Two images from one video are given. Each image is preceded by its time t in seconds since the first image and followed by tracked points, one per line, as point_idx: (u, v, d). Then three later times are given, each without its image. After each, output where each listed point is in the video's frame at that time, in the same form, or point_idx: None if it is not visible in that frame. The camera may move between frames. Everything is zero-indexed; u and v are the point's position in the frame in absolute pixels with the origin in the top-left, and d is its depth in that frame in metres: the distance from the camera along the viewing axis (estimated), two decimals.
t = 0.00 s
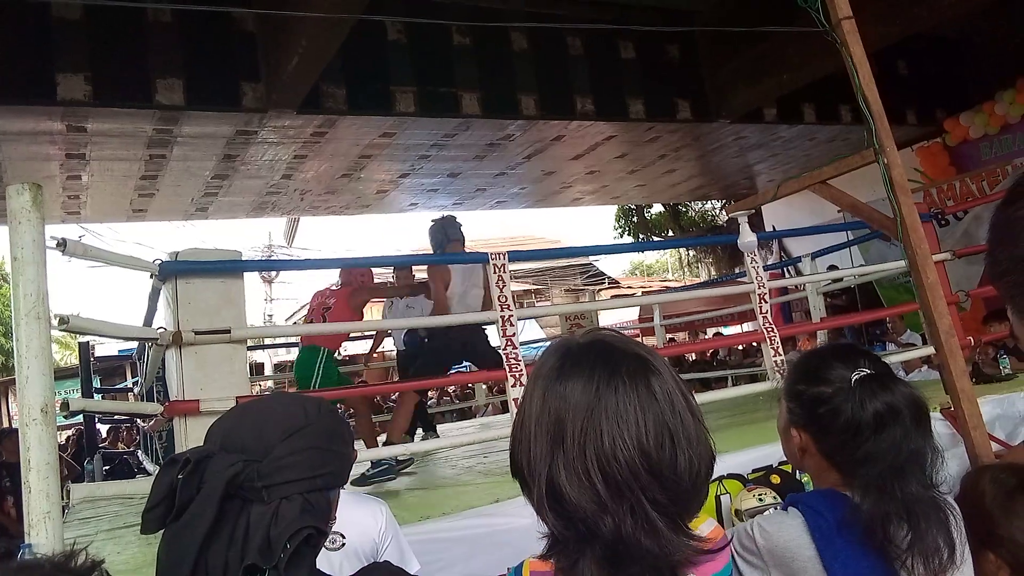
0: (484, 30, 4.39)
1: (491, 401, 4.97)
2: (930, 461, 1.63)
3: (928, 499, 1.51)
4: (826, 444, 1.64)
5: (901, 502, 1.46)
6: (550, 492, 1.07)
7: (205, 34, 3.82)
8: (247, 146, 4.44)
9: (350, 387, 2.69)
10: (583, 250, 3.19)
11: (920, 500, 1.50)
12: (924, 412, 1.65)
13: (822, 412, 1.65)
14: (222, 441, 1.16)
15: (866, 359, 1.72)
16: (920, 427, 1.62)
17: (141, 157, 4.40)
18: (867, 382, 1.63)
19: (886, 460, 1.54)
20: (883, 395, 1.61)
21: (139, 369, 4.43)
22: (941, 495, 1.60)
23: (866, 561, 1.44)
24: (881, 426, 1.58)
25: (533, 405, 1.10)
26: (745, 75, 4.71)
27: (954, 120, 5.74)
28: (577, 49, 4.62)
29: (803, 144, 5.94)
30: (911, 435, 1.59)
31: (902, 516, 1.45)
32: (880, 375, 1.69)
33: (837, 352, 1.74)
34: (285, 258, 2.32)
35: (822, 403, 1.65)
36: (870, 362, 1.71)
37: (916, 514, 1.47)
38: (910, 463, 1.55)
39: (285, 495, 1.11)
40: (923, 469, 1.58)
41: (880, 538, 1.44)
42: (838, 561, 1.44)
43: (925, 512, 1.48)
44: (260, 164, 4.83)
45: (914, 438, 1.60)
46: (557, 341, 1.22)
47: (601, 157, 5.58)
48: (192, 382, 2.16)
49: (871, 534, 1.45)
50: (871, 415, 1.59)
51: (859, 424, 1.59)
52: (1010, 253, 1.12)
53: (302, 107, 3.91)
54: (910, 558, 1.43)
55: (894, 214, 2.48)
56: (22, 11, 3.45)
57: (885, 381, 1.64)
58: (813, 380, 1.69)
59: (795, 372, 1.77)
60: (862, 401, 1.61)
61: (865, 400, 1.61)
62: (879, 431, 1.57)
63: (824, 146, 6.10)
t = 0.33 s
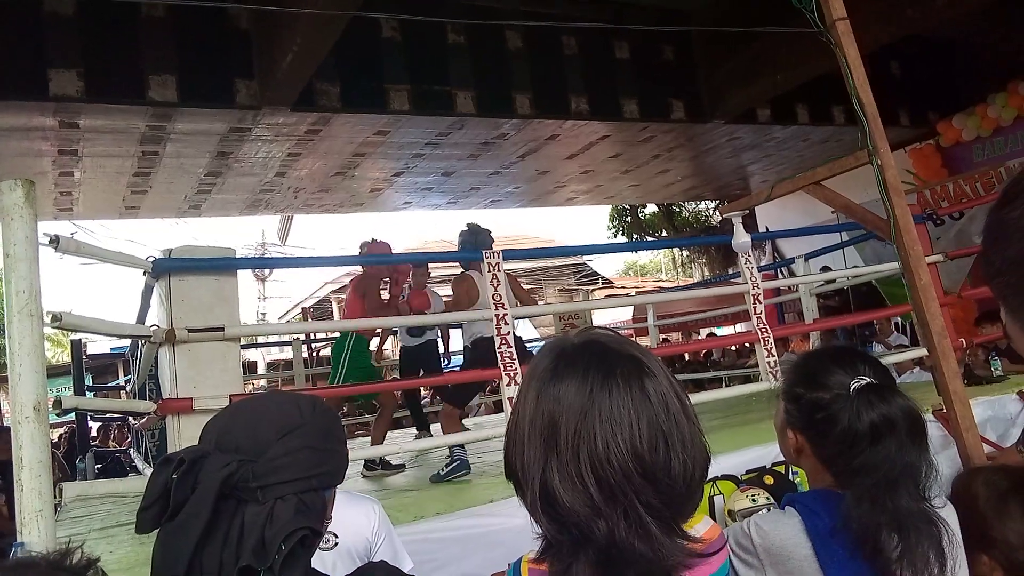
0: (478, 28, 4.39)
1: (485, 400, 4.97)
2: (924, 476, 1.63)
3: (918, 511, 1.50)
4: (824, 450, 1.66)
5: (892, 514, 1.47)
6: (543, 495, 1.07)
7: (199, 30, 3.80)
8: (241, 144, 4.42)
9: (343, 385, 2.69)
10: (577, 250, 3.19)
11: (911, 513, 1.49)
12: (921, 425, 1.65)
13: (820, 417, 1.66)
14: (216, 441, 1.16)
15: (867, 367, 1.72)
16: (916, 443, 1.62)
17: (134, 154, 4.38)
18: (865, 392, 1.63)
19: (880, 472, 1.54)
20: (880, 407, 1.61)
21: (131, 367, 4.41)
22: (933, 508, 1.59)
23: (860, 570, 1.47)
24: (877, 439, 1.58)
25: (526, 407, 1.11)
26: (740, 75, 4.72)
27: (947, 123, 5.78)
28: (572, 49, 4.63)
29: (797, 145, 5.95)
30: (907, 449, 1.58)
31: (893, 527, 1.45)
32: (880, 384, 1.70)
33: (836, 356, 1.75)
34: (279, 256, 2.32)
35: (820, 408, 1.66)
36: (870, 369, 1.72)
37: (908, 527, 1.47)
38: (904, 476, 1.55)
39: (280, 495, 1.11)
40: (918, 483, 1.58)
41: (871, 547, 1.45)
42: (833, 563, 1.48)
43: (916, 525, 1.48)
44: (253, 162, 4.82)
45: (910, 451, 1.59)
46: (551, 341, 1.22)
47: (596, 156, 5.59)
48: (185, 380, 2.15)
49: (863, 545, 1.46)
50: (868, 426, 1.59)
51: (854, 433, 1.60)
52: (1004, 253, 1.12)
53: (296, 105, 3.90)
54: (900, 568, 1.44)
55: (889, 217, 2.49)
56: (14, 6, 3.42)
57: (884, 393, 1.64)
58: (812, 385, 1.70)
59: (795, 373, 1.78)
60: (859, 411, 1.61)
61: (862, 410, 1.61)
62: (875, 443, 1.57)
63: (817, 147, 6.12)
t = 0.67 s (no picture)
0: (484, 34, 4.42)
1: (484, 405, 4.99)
2: (925, 483, 1.65)
3: (920, 517, 1.52)
4: (825, 456, 1.68)
5: (894, 520, 1.48)
6: (547, 497, 1.09)
7: (207, 32, 3.83)
8: (246, 145, 4.45)
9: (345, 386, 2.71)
10: (579, 255, 3.22)
11: (912, 519, 1.51)
12: (922, 432, 1.68)
13: (823, 423, 1.68)
14: (222, 439, 1.18)
15: (870, 374, 1.74)
16: (917, 450, 1.64)
17: (140, 153, 4.40)
18: (868, 398, 1.65)
19: (881, 478, 1.55)
20: (882, 413, 1.63)
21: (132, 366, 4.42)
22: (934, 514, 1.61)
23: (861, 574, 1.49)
24: (878, 444, 1.60)
25: (531, 410, 1.13)
26: (743, 85, 4.75)
27: (948, 135, 5.80)
28: (576, 56, 4.66)
29: (799, 155, 5.98)
30: (908, 455, 1.61)
31: (895, 532, 1.47)
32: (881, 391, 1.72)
33: (839, 363, 1.76)
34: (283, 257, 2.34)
35: (822, 414, 1.68)
36: (873, 376, 1.74)
37: (910, 532, 1.48)
38: (905, 482, 1.56)
39: (286, 495, 1.14)
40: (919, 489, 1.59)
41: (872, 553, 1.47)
42: (834, 568, 1.50)
43: (918, 530, 1.49)
44: (258, 163, 4.84)
45: (911, 457, 1.62)
46: (555, 345, 1.24)
47: (598, 163, 5.62)
48: (188, 378, 2.17)
49: (865, 551, 1.49)
50: (870, 431, 1.61)
51: (855, 438, 1.61)
52: (1000, 269, 1.15)
53: (301, 107, 3.92)
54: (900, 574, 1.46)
55: (890, 227, 2.52)
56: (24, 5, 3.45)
57: (885, 400, 1.66)
58: (815, 391, 1.72)
59: (797, 381, 1.80)
60: (861, 417, 1.63)
61: (864, 416, 1.63)
62: (876, 449, 1.59)
63: (819, 157, 6.15)
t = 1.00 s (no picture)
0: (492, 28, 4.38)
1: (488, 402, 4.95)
2: (935, 483, 1.61)
3: (929, 518, 1.49)
4: (832, 456, 1.64)
5: (902, 520, 1.45)
6: (552, 496, 1.06)
7: (213, 22, 3.80)
8: (251, 138, 4.41)
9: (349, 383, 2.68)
10: (586, 253, 3.18)
11: (921, 519, 1.48)
12: (933, 432, 1.64)
13: (831, 423, 1.64)
14: (227, 433, 1.15)
15: (881, 374, 1.69)
16: (927, 450, 1.60)
17: (144, 145, 4.37)
18: (877, 397, 1.61)
19: (890, 477, 1.52)
20: (892, 412, 1.59)
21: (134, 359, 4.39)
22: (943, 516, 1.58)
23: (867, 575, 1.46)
24: (887, 443, 1.56)
25: (536, 408, 1.09)
26: (753, 83, 4.71)
27: (961, 136, 5.77)
28: (585, 52, 4.62)
29: (807, 155, 5.93)
30: (917, 455, 1.57)
31: (903, 533, 1.44)
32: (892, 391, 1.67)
33: (851, 364, 1.72)
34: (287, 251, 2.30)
35: (832, 413, 1.64)
36: (883, 376, 1.69)
37: (919, 533, 1.45)
38: (914, 482, 1.53)
39: (292, 489, 1.10)
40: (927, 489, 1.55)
41: (880, 554, 1.45)
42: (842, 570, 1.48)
43: (926, 531, 1.46)
44: (263, 156, 4.81)
45: (921, 457, 1.58)
46: (560, 342, 1.20)
47: (605, 160, 5.57)
48: (189, 371, 2.13)
49: (872, 551, 1.46)
50: (878, 431, 1.57)
51: (864, 438, 1.57)
52: (1008, 272, 1.11)
53: (307, 100, 3.89)
54: None
55: (902, 228, 2.47)
56: None
57: (896, 399, 1.61)
58: (824, 390, 1.68)
59: (807, 380, 1.75)
60: (870, 417, 1.59)
61: (873, 415, 1.59)
62: (885, 448, 1.55)
63: (827, 158, 6.10)
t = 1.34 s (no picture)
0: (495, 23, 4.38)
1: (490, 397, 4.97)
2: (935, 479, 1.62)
3: (929, 514, 1.49)
4: (832, 451, 1.65)
5: (901, 515, 1.45)
6: (553, 494, 1.06)
7: (217, 18, 3.80)
8: (254, 133, 4.41)
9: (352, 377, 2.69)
10: (589, 248, 3.18)
11: (920, 514, 1.48)
12: (933, 428, 1.64)
13: (831, 419, 1.64)
14: (230, 427, 1.16)
15: (881, 370, 1.70)
16: (927, 446, 1.60)
17: (148, 140, 4.38)
18: (878, 394, 1.61)
19: (889, 472, 1.52)
20: (892, 408, 1.60)
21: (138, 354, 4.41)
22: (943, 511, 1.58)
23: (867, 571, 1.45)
24: (887, 438, 1.56)
25: (537, 405, 1.09)
26: (757, 79, 4.70)
27: (965, 132, 5.73)
28: (588, 47, 4.62)
29: (811, 150, 5.92)
30: (917, 450, 1.57)
31: (902, 528, 1.43)
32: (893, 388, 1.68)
33: (853, 359, 1.72)
34: (290, 246, 2.31)
35: (832, 409, 1.64)
36: (884, 372, 1.70)
37: (916, 529, 1.44)
38: (914, 478, 1.53)
39: (296, 484, 1.11)
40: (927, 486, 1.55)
41: (879, 549, 1.44)
42: (842, 566, 1.47)
43: (924, 527, 1.45)
44: (266, 152, 4.81)
45: (921, 453, 1.58)
46: (561, 338, 1.20)
47: (608, 156, 5.57)
48: (193, 366, 2.14)
49: (871, 548, 1.45)
50: (878, 427, 1.57)
51: (863, 433, 1.58)
52: (1015, 265, 1.11)
53: (310, 95, 3.90)
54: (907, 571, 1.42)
55: (905, 224, 2.47)
56: None
57: (896, 394, 1.62)
58: (825, 386, 1.68)
59: (809, 376, 1.75)
60: (871, 412, 1.59)
61: (873, 410, 1.59)
62: (885, 444, 1.56)
63: (831, 153, 6.09)
